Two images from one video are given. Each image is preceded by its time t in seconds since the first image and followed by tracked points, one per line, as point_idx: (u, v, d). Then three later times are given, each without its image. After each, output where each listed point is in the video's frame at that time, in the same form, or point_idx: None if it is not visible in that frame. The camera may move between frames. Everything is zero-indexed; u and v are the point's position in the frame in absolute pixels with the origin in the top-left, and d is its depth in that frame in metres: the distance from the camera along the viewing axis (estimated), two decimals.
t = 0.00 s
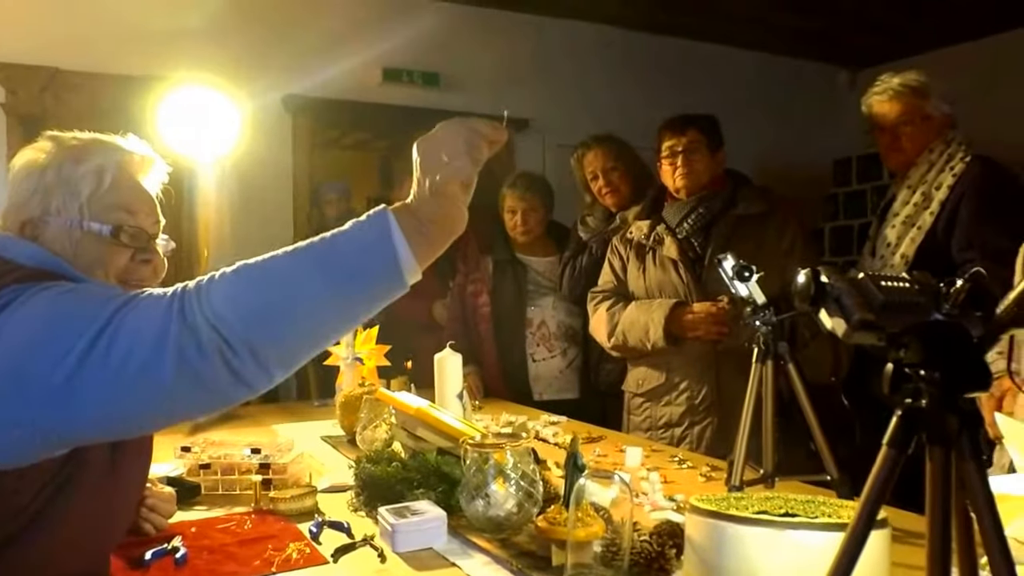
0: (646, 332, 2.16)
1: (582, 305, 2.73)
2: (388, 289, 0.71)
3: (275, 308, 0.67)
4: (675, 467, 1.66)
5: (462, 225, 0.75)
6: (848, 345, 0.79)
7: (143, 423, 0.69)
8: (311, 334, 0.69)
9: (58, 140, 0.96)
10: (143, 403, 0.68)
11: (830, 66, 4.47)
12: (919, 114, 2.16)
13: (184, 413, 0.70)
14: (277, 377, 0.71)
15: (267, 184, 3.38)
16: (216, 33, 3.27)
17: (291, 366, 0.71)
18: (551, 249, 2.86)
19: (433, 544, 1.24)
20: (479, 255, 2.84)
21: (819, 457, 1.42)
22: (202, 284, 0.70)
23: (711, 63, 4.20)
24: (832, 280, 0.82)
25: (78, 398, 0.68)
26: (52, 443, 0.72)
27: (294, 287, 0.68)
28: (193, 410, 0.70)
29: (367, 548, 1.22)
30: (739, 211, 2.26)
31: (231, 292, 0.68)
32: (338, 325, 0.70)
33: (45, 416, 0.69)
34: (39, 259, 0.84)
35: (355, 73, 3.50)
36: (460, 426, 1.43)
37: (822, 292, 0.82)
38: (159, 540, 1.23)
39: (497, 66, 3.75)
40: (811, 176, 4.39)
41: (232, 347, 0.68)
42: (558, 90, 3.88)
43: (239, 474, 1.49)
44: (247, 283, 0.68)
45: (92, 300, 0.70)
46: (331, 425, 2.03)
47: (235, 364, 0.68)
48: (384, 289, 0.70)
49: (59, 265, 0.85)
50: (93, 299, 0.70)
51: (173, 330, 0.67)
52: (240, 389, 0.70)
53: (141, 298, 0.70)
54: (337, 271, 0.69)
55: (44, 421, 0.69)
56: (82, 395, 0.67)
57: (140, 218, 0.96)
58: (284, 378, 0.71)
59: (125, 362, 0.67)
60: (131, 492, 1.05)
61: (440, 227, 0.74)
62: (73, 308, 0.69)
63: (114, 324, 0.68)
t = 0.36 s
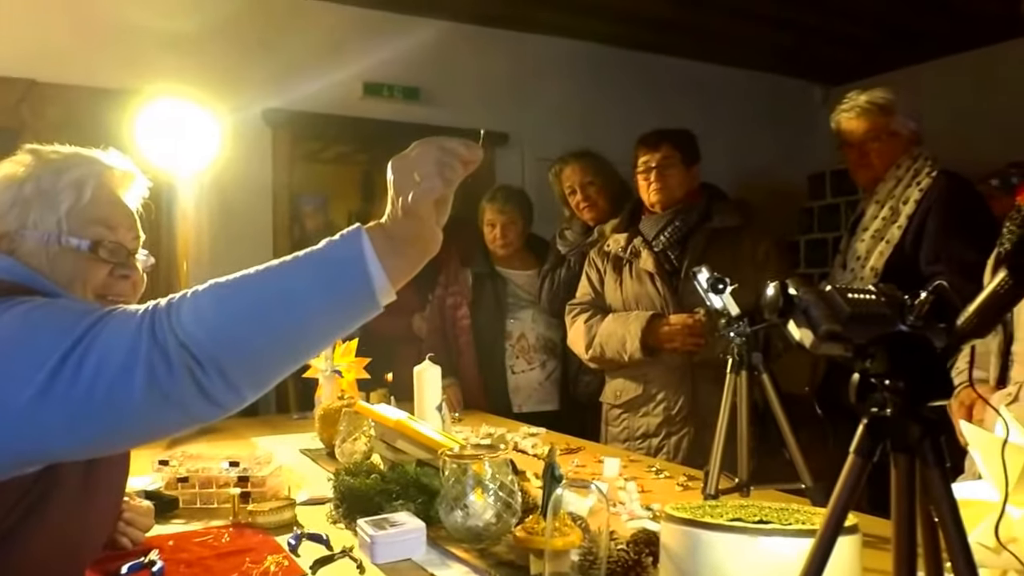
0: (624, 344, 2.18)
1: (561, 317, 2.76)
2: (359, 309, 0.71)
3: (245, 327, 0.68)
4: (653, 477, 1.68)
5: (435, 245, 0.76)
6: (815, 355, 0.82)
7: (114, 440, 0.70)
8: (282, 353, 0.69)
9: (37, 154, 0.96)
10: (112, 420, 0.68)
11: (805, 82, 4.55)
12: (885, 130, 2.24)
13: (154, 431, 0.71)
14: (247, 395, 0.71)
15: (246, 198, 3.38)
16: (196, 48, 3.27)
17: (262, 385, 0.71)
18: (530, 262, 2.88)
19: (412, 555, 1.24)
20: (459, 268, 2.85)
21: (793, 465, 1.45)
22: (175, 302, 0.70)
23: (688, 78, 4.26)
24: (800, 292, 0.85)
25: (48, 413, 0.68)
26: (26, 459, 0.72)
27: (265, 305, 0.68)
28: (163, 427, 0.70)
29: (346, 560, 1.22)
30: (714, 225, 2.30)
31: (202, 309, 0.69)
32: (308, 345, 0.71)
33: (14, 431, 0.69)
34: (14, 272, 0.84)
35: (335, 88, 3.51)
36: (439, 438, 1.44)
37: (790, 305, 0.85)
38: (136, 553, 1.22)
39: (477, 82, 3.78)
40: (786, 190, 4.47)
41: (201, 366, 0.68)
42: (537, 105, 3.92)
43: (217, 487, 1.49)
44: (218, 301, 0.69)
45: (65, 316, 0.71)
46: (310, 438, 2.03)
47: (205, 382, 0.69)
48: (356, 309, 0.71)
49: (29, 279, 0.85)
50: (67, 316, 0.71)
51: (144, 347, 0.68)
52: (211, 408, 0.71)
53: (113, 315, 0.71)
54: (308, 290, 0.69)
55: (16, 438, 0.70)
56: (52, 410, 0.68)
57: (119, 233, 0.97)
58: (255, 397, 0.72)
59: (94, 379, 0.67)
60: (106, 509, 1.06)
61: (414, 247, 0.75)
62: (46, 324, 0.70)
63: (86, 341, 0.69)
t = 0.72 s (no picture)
0: (602, 363, 2.20)
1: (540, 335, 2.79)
2: (355, 336, 0.73)
3: (243, 355, 0.69)
4: (632, 494, 1.69)
5: (426, 281, 0.78)
6: (788, 376, 0.84)
7: (112, 463, 0.71)
8: (279, 380, 0.71)
9: (20, 177, 0.96)
10: (111, 444, 0.70)
11: (783, 101, 4.62)
12: (857, 151, 2.30)
13: (152, 454, 0.72)
14: (245, 419, 0.73)
15: (226, 215, 3.38)
16: (177, 66, 3.28)
17: (259, 410, 0.73)
18: (510, 280, 2.91)
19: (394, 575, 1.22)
20: (440, 286, 2.87)
21: (771, 482, 1.47)
22: (174, 330, 0.72)
23: (667, 98, 4.32)
24: (773, 315, 0.87)
25: (46, 438, 0.69)
26: (23, 480, 0.73)
27: (263, 334, 0.70)
28: (161, 451, 0.72)
29: None
30: (691, 245, 2.34)
31: (201, 337, 0.70)
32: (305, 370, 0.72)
33: (12, 456, 0.70)
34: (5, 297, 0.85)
35: (316, 107, 3.53)
36: (417, 458, 1.45)
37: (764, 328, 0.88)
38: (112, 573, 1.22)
39: (459, 100, 3.82)
40: (763, 208, 4.53)
41: (199, 394, 0.69)
42: (518, 123, 3.96)
43: (196, 506, 1.48)
44: (217, 329, 0.70)
45: (63, 341, 0.72)
46: (290, 456, 2.03)
47: (203, 408, 0.70)
48: (354, 340, 0.72)
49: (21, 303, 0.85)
50: (65, 342, 0.72)
51: (144, 374, 0.69)
52: (209, 433, 0.72)
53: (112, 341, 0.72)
54: (304, 318, 0.71)
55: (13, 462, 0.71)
56: (50, 436, 0.69)
57: (111, 260, 0.99)
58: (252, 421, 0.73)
59: (96, 405, 0.69)
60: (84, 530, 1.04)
61: (410, 278, 0.76)
62: (46, 350, 0.71)
63: (86, 367, 0.70)
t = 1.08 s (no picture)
0: (584, 383, 2.22)
1: (521, 354, 2.81)
2: (340, 366, 0.87)
3: (250, 382, 0.82)
4: (613, 512, 1.71)
5: (401, 315, 0.92)
6: (763, 402, 0.86)
7: (116, 482, 0.80)
8: (276, 406, 0.83)
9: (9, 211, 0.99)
10: (122, 466, 0.78)
11: (761, 123, 4.69)
12: (834, 175, 2.34)
13: (153, 476, 0.81)
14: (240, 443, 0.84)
15: (209, 234, 3.38)
16: (159, 87, 3.29)
17: (253, 432, 0.85)
18: (492, 300, 2.93)
19: None
20: (422, 306, 2.89)
21: (753, 502, 1.48)
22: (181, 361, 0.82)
23: (647, 120, 4.38)
24: (748, 343, 0.90)
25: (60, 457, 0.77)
26: (22, 497, 0.80)
27: (266, 364, 0.82)
28: (163, 471, 0.81)
29: None
30: (670, 266, 2.36)
31: (210, 367, 0.82)
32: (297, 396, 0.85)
33: (25, 473, 0.78)
34: None
35: (299, 127, 3.54)
36: (399, 482, 1.47)
37: (739, 356, 0.90)
38: None
39: (442, 121, 3.85)
40: (744, 228, 4.60)
41: (207, 417, 0.80)
42: (501, 144, 4.00)
43: (177, 529, 1.47)
44: (223, 361, 0.82)
45: (70, 372, 0.80)
46: (272, 477, 2.03)
47: (208, 431, 0.81)
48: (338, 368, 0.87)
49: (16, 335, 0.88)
50: (74, 371, 0.81)
51: (155, 401, 0.79)
52: (208, 453, 0.82)
53: (119, 372, 0.82)
54: (301, 350, 0.84)
55: (23, 478, 0.78)
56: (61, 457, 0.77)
57: (97, 291, 1.01)
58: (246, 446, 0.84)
59: (111, 427, 0.78)
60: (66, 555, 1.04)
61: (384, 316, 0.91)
62: (57, 377, 0.79)
63: (97, 396, 0.78)
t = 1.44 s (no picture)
0: (575, 394, 2.22)
1: (512, 364, 2.81)
2: (323, 390, 0.87)
3: (234, 403, 0.82)
4: (604, 523, 1.70)
5: (387, 337, 0.92)
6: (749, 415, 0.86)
7: (95, 500, 0.80)
8: (260, 429, 0.83)
9: None
10: (105, 483, 0.79)
11: (749, 134, 4.72)
12: (822, 187, 2.38)
13: (135, 497, 0.81)
14: (223, 466, 0.84)
15: (199, 244, 3.37)
16: (149, 97, 3.28)
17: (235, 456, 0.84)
18: (482, 310, 2.93)
19: None
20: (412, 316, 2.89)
21: (743, 512, 1.48)
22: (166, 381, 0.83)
23: (638, 131, 4.39)
24: (734, 357, 0.90)
25: (41, 472, 0.78)
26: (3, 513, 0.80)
27: (251, 385, 0.82)
28: (143, 492, 0.81)
29: None
30: (660, 277, 2.37)
31: (194, 387, 0.82)
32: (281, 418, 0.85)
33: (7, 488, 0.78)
34: None
35: (289, 138, 3.54)
36: (390, 494, 1.45)
37: (725, 369, 0.91)
38: None
39: (433, 131, 3.86)
40: (734, 237, 4.62)
41: (188, 437, 0.80)
42: (492, 154, 4.01)
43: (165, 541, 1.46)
44: (209, 381, 0.83)
45: (58, 388, 0.81)
46: (261, 488, 2.02)
47: (191, 452, 0.80)
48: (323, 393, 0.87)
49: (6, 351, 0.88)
50: (60, 387, 0.81)
51: (140, 418, 0.79)
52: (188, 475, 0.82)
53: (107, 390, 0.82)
54: (286, 372, 0.84)
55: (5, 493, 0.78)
56: (48, 472, 0.78)
57: (83, 304, 1.02)
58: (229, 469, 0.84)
59: (93, 443, 0.78)
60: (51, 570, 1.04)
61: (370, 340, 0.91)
62: (42, 392, 0.80)
63: (84, 412, 0.79)
